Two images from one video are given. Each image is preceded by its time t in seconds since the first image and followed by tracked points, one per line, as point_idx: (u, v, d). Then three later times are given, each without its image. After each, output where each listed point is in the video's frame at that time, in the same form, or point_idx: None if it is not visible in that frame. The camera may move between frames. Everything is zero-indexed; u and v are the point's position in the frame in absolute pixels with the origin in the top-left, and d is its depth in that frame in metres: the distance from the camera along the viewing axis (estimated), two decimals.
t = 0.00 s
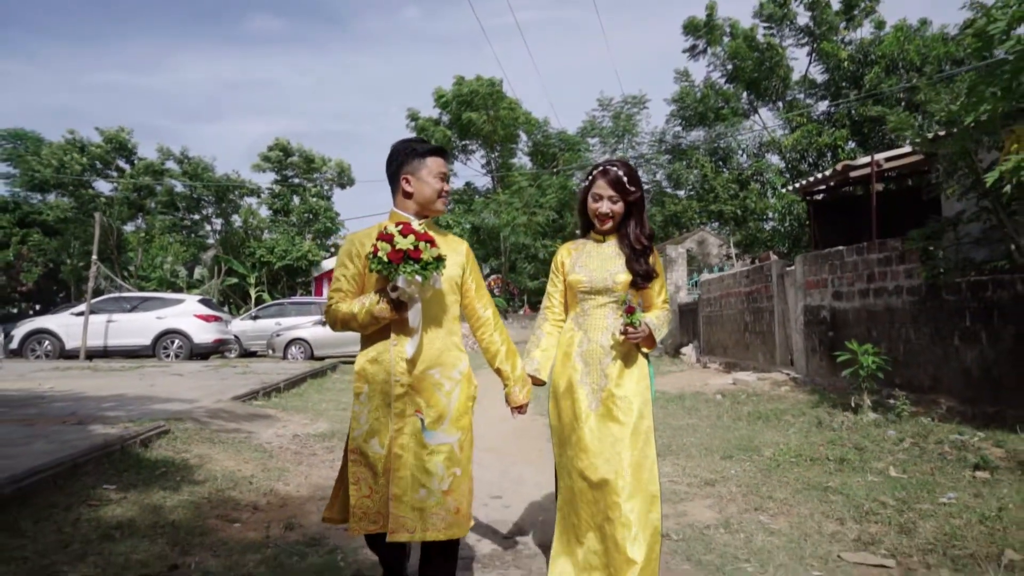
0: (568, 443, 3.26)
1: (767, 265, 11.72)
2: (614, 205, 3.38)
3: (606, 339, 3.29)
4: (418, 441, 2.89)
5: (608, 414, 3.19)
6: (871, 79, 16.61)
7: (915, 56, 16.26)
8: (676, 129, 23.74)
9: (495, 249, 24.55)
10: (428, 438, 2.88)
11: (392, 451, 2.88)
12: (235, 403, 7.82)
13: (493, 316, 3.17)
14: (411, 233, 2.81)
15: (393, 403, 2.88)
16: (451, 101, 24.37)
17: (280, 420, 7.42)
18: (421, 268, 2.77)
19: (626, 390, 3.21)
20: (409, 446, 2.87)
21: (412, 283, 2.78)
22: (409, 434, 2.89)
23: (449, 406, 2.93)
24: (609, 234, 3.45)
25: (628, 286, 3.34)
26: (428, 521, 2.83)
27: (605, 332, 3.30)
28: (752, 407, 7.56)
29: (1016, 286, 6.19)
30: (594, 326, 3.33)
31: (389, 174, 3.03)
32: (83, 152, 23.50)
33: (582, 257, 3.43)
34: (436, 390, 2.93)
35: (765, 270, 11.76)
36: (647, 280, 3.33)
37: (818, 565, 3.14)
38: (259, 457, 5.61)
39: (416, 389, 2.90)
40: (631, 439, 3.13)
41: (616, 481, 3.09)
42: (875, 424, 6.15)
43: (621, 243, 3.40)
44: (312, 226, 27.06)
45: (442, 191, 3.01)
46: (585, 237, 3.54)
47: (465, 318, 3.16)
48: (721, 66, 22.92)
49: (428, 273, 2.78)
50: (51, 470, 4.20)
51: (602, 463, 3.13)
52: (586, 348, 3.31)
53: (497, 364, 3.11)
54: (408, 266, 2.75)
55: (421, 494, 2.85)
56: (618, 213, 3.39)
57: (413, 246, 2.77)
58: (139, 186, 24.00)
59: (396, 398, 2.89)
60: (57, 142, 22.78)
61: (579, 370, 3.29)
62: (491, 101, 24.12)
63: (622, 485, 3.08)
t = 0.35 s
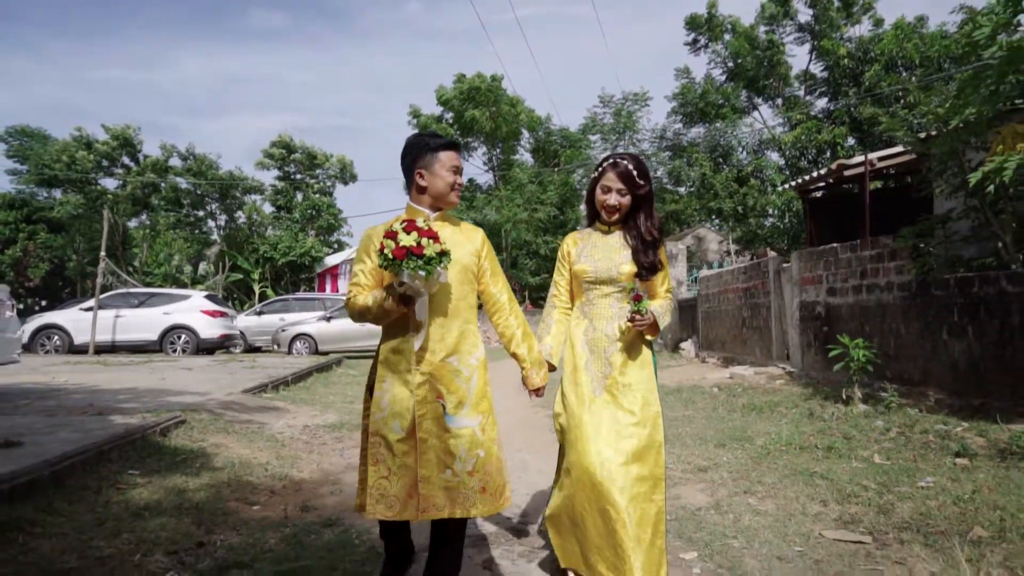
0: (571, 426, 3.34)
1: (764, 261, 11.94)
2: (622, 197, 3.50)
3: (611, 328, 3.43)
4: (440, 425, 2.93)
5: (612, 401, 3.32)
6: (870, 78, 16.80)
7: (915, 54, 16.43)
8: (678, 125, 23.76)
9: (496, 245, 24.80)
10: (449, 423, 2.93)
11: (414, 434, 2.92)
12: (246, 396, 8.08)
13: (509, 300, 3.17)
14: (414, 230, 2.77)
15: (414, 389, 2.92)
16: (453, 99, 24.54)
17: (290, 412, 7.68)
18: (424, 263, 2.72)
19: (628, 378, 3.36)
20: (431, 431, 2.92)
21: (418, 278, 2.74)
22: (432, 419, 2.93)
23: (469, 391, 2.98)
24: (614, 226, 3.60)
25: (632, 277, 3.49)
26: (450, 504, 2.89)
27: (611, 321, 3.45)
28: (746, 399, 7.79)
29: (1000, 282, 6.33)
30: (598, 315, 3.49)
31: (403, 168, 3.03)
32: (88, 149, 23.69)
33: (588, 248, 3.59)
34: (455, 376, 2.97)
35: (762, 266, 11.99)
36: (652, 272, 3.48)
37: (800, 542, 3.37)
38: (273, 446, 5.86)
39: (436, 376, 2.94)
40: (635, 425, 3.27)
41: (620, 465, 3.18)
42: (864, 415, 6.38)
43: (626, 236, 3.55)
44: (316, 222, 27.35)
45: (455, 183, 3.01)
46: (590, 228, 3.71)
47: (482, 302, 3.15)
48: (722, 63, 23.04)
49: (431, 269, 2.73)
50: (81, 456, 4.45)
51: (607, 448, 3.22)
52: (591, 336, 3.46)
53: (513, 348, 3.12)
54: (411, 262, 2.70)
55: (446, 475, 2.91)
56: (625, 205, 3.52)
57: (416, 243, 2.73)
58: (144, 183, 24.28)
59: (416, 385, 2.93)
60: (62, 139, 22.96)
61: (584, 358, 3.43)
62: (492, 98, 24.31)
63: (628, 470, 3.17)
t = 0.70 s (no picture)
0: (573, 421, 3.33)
1: (759, 259, 12.15)
2: (625, 199, 3.54)
3: (615, 327, 3.47)
4: (452, 421, 3.09)
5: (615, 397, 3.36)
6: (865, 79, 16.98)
7: (910, 55, 16.62)
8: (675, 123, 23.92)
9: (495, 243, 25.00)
10: (461, 418, 3.10)
11: (426, 429, 3.09)
12: (252, 391, 8.29)
13: (514, 296, 3.32)
14: (419, 240, 2.91)
15: (426, 387, 3.08)
16: (452, 98, 24.71)
17: (296, 406, 7.89)
18: (431, 272, 2.88)
19: (630, 376, 3.40)
20: (443, 427, 3.08)
21: (425, 287, 2.91)
22: (445, 415, 3.09)
23: (479, 388, 3.15)
24: (617, 227, 3.64)
25: (637, 277, 3.53)
26: (461, 495, 3.06)
27: (614, 319, 3.48)
28: (739, 394, 8.02)
29: (983, 281, 6.53)
30: (602, 314, 3.51)
31: (412, 170, 3.21)
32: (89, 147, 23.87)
33: (592, 247, 3.61)
34: (466, 373, 3.14)
35: (757, 265, 12.20)
36: (655, 273, 3.56)
37: (783, 524, 3.59)
38: (281, 438, 6.07)
39: (447, 374, 3.09)
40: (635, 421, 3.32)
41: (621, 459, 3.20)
42: (852, 409, 6.60)
43: (629, 236, 3.59)
44: (316, 220, 27.57)
45: (463, 184, 3.18)
46: (592, 227, 3.72)
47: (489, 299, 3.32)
48: (720, 62, 23.20)
49: (438, 277, 2.89)
50: (100, 447, 4.66)
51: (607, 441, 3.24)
52: (595, 334, 3.48)
53: (517, 344, 3.27)
54: (418, 273, 2.87)
55: (456, 468, 3.07)
56: (628, 207, 3.55)
57: (421, 253, 2.89)
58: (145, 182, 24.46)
59: (428, 382, 3.08)
60: (63, 138, 23.15)
61: (588, 355, 3.44)
62: (491, 97, 24.47)
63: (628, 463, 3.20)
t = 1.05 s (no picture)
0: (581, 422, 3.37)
1: (754, 256, 12.38)
2: (625, 200, 3.58)
3: (620, 327, 3.50)
4: (451, 418, 3.24)
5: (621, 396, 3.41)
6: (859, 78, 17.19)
7: (903, 54, 16.82)
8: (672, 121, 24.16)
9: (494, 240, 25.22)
10: (459, 415, 3.24)
11: (427, 426, 3.23)
12: (259, 385, 8.52)
13: (515, 297, 3.50)
14: (423, 241, 3.06)
15: (428, 384, 3.21)
16: (450, 96, 24.89)
17: (301, 399, 8.12)
18: (433, 273, 3.02)
19: (635, 375, 3.47)
20: (442, 423, 3.21)
21: (427, 287, 3.05)
22: (443, 412, 3.22)
23: (478, 385, 3.29)
24: (617, 228, 3.67)
25: (638, 278, 3.57)
26: (457, 489, 3.20)
27: (619, 320, 3.52)
28: (731, 386, 8.27)
29: (966, 276, 6.77)
30: (606, 314, 3.54)
31: (419, 174, 3.43)
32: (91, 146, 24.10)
33: (593, 248, 3.63)
34: (465, 371, 3.27)
35: (752, 261, 12.44)
36: (656, 273, 3.59)
37: (765, 504, 3.84)
38: (289, 429, 6.31)
39: (447, 372, 3.24)
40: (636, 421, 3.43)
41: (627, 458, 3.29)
42: (839, 400, 6.84)
43: (629, 237, 3.63)
44: (316, 217, 27.79)
45: (466, 187, 3.40)
46: (590, 228, 3.74)
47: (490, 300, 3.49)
48: (717, 59, 23.37)
49: (440, 277, 3.03)
50: (119, 435, 4.89)
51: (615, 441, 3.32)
52: (600, 333, 3.50)
53: (513, 345, 3.46)
54: (421, 273, 3.02)
55: (453, 465, 3.21)
56: (628, 208, 3.59)
57: (425, 254, 3.03)
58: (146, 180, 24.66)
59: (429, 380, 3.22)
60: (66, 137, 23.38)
61: (594, 355, 3.46)
62: (489, 96, 24.67)
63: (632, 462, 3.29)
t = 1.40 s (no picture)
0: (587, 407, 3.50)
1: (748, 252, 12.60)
2: (622, 187, 3.77)
3: (623, 314, 3.67)
4: (453, 404, 3.43)
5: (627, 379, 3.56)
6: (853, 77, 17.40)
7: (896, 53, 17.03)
8: (670, 119, 24.36)
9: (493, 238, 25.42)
10: (460, 402, 3.45)
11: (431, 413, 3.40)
12: (264, 380, 8.74)
13: (512, 290, 3.74)
14: (428, 231, 3.25)
15: (430, 372, 3.40)
16: (449, 95, 25.07)
17: (306, 394, 8.34)
18: (437, 261, 3.22)
19: (639, 360, 3.63)
20: (444, 409, 3.41)
21: (431, 276, 3.24)
22: (445, 399, 3.42)
23: (479, 374, 3.49)
24: (613, 218, 3.86)
25: (638, 264, 3.76)
26: (458, 472, 3.39)
27: (622, 306, 3.69)
28: (725, 379, 8.50)
29: (951, 270, 7.00)
30: (610, 301, 3.71)
31: (420, 168, 3.63)
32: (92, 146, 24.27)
33: (593, 236, 3.77)
34: (466, 359, 3.48)
35: (746, 258, 12.65)
36: (655, 257, 3.80)
37: (751, 485, 4.07)
38: (296, 421, 6.53)
39: (449, 361, 3.44)
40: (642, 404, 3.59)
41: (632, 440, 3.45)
42: (828, 391, 7.07)
43: (626, 226, 3.83)
44: (316, 216, 27.95)
45: (466, 181, 3.61)
46: (587, 219, 3.90)
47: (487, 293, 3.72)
48: (715, 57, 23.54)
49: (443, 266, 3.24)
50: (135, 426, 5.11)
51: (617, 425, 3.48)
52: (605, 320, 3.65)
53: (511, 337, 3.60)
54: (425, 261, 3.21)
55: (454, 450, 3.41)
56: (625, 196, 3.79)
57: (429, 242, 3.22)
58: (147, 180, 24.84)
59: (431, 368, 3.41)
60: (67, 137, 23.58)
61: (599, 342, 3.60)
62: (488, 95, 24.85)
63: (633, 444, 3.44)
